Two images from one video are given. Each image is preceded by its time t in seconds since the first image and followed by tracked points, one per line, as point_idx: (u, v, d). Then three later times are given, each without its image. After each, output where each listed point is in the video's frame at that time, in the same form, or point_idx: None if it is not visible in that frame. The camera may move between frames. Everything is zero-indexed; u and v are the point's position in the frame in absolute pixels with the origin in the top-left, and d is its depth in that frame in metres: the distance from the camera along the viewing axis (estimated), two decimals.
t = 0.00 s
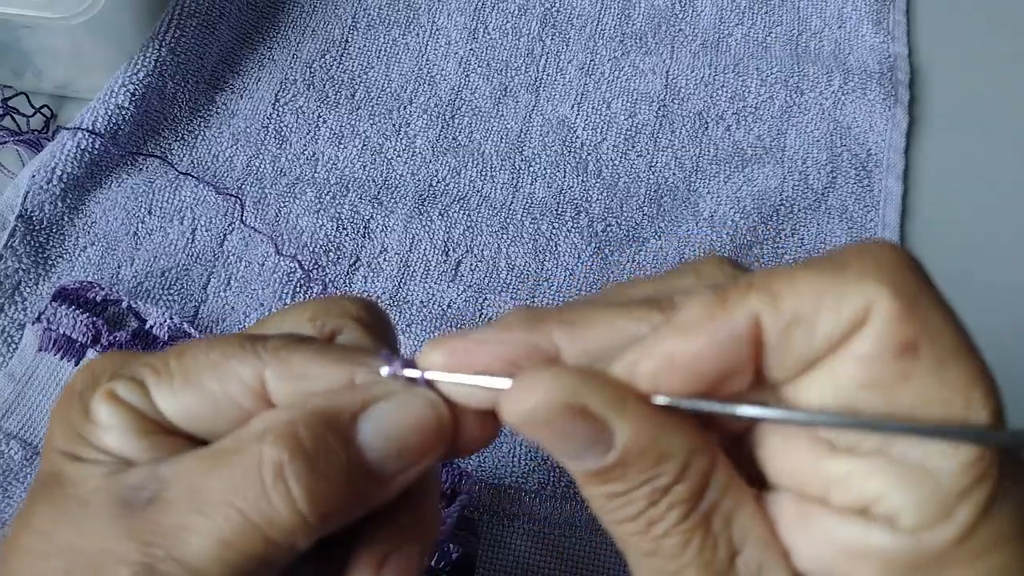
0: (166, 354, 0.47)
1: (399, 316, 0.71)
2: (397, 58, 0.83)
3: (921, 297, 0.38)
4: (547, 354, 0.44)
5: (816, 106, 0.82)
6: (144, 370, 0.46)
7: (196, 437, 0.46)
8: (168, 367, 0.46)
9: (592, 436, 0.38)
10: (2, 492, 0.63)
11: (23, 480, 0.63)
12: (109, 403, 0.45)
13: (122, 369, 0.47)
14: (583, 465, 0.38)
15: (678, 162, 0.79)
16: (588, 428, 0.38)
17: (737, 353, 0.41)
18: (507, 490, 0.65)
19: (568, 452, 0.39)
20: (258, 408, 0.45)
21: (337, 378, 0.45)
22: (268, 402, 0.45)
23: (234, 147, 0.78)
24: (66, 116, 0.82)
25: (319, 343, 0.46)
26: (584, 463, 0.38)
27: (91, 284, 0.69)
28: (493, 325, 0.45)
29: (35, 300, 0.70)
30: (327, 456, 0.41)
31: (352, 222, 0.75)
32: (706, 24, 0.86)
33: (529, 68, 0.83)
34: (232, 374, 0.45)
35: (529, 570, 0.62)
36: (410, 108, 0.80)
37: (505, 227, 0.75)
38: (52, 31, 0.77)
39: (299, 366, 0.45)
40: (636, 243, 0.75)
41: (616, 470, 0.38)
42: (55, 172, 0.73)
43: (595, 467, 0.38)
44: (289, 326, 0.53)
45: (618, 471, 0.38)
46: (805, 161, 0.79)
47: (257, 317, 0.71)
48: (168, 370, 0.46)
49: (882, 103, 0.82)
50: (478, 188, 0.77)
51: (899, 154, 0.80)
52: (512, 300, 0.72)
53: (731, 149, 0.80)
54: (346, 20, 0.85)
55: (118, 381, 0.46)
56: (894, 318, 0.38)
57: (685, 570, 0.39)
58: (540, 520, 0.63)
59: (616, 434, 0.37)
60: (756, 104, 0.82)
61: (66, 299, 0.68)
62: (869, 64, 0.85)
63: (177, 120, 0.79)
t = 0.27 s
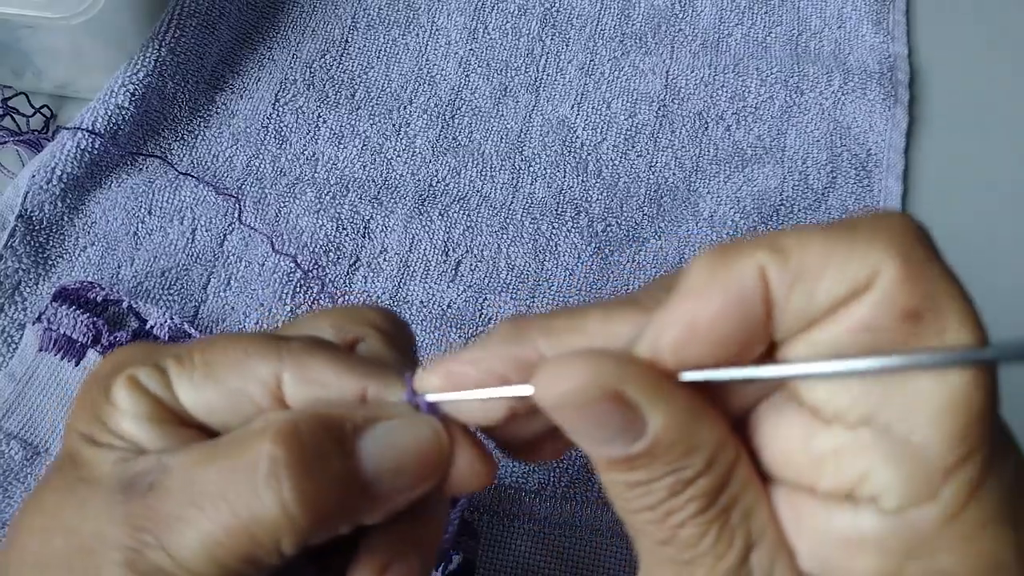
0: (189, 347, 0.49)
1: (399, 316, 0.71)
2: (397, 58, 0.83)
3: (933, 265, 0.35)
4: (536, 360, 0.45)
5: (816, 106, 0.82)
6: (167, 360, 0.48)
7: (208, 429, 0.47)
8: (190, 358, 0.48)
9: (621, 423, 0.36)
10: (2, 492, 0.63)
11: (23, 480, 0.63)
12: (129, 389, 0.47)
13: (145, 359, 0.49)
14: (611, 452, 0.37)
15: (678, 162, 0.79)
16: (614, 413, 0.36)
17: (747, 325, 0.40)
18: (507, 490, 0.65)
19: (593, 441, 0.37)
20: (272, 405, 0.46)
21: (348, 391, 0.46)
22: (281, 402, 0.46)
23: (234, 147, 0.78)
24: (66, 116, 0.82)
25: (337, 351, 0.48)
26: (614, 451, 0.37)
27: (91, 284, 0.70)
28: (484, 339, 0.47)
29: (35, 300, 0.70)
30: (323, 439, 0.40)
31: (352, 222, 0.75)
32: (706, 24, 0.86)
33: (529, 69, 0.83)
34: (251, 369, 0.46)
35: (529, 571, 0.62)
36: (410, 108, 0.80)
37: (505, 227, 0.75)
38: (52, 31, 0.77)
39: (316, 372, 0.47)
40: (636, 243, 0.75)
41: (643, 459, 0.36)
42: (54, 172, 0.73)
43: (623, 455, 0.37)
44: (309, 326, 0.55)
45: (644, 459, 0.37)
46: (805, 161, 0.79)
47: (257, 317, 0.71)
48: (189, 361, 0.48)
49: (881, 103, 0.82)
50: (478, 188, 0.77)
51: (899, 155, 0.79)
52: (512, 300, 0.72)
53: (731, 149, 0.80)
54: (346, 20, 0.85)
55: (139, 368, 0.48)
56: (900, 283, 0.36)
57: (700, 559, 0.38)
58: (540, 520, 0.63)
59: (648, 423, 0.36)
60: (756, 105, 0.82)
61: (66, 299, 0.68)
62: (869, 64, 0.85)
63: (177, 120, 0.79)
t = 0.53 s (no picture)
0: (222, 344, 0.48)
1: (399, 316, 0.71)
2: (397, 58, 0.83)
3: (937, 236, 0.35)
4: (551, 362, 0.42)
5: (816, 106, 0.82)
6: (197, 356, 0.48)
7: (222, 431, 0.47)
8: (217, 358, 0.47)
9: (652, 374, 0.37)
10: (2, 492, 0.63)
11: (23, 480, 0.63)
12: (156, 382, 0.47)
13: (177, 351, 0.49)
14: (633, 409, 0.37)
15: (678, 162, 0.79)
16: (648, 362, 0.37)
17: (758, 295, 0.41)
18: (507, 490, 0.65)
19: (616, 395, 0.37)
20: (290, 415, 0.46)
21: (368, 414, 0.46)
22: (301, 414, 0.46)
23: (234, 147, 0.78)
24: (66, 116, 0.82)
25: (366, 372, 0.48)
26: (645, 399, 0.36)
27: (92, 285, 0.70)
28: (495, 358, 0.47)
29: (35, 300, 0.70)
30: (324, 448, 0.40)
31: (352, 222, 0.75)
32: (706, 24, 0.86)
33: (529, 69, 0.83)
34: (277, 378, 0.46)
35: (530, 571, 0.62)
36: (410, 108, 0.80)
37: (505, 227, 0.75)
38: (52, 31, 0.77)
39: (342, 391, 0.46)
40: (636, 243, 0.75)
41: (666, 411, 0.36)
42: (54, 172, 0.73)
43: (651, 404, 0.36)
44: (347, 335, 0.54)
45: (673, 409, 0.36)
46: (805, 161, 0.79)
47: (257, 317, 0.71)
48: (216, 361, 0.47)
49: (881, 103, 0.82)
50: (478, 188, 0.77)
51: (899, 154, 0.80)
52: (512, 300, 0.72)
53: (731, 149, 0.80)
54: (346, 20, 0.85)
55: (167, 362, 0.48)
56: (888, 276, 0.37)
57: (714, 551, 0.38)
58: (541, 520, 0.63)
59: (682, 367, 0.37)
60: (756, 104, 0.82)
61: (67, 299, 0.69)
62: (869, 64, 0.85)
63: (177, 120, 0.79)
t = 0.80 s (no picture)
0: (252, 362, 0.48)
1: (399, 316, 0.71)
2: (397, 58, 0.83)
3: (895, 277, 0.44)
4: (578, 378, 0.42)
5: (816, 106, 0.82)
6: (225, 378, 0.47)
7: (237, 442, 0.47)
8: (246, 373, 0.47)
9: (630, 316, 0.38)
10: (2, 492, 0.63)
11: (23, 480, 0.63)
12: (184, 400, 0.47)
13: (204, 364, 0.48)
14: (612, 359, 0.38)
15: (678, 162, 0.79)
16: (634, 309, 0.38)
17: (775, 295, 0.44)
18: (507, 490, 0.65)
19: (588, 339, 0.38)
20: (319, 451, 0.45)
21: (396, 436, 0.45)
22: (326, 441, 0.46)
23: (234, 147, 0.78)
24: (66, 116, 0.82)
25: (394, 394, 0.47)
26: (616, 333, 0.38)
27: (91, 284, 0.70)
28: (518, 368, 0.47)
29: (35, 300, 0.70)
30: (353, 459, 0.40)
31: (352, 222, 0.75)
32: (706, 24, 0.86)
33: (529, 68, 0.83)
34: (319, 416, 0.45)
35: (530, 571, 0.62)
36: (410, 108, 0.80)
37: (504, 227, 0.75)
38: (52, 31, 0.77)
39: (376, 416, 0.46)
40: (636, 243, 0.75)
41: (644, 342, 0.38)
42: (54, 172, 0.73)
43: (623, 338, 0.38)
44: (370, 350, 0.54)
45: (644, 339, 0.38)
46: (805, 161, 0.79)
47: (257, 317, 0.71)
48: (247, 379, 0.47)
49: (882, 103, 0.82)
50: (478, 188, 0.77)
51: (899, 154, 0.79)
52: (512, 300, 0.72)
53: (731, 149, 0.80)
54: (346, 20, 0.85)
55: (194, 376, 0.47)
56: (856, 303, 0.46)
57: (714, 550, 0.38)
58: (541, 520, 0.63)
59: (641, 299, 0.39)
60: (756, 104, 0.82)
61: (66, 299, 0.69)
62: (869, 64, 0.85)
63: (177, 120, 0.78)
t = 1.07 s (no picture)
0: (205, 382, 0.47)
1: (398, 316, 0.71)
2: (396, 58, 0.83)
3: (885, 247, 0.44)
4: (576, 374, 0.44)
5: (815, 106, 0.82)
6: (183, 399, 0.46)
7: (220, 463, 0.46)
8: (209, 395, 0.46)
9: (645, 324, 0.38)
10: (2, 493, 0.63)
11: (23, 480, 0.63)
12: (149, 435, 0.45)
13: (160, 391, 0.47)
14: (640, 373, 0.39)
15: (678, 162, 0.79)
16: (645, 312, 0.39)
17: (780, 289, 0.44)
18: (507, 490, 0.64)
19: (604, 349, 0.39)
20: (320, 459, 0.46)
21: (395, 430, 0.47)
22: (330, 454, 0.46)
23: (233, 147, 0.78)
24: (65, 117, 0.82)
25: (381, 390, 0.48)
26: (644, 350, 0.38)
27: (90, 284, 0.70)
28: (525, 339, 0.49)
29: (34, 300, 0.70)
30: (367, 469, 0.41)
31: (351, 222, 0.75)
32: (705, 24, 0.86)
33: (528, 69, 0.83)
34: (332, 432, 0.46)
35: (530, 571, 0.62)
36: (410, 108, 0.80)
37: (504, 227, 0.75)
38: (51, 31, 0.77)
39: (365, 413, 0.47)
40: (636, 243, 0.75)
41: (674, 361, 0.38)
42: (54, 172, 0.73)
43: (652, 357, 0.38)
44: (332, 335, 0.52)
45: (677, 360, 0.38)
46: (805, 161, 0.79)
47: (256, 317, 0.71)
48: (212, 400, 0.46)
49: (881, 103, 0.82)
50: (478, 188, 0.77)
51: (899, 154, 0.79)
52: (512, 299, 0.72)
53: (731, 149, 0.80)
54: (346, 20, 0.85)
55: (153, 408, 0.46)
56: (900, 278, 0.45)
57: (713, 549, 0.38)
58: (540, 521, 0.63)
59: (680, 317, 0.39)
60: (755, 104, 0.82)
61: (65, 300, 0.68)
62: (869, 63, 0.85)
63: (176, 120, 0.78)
